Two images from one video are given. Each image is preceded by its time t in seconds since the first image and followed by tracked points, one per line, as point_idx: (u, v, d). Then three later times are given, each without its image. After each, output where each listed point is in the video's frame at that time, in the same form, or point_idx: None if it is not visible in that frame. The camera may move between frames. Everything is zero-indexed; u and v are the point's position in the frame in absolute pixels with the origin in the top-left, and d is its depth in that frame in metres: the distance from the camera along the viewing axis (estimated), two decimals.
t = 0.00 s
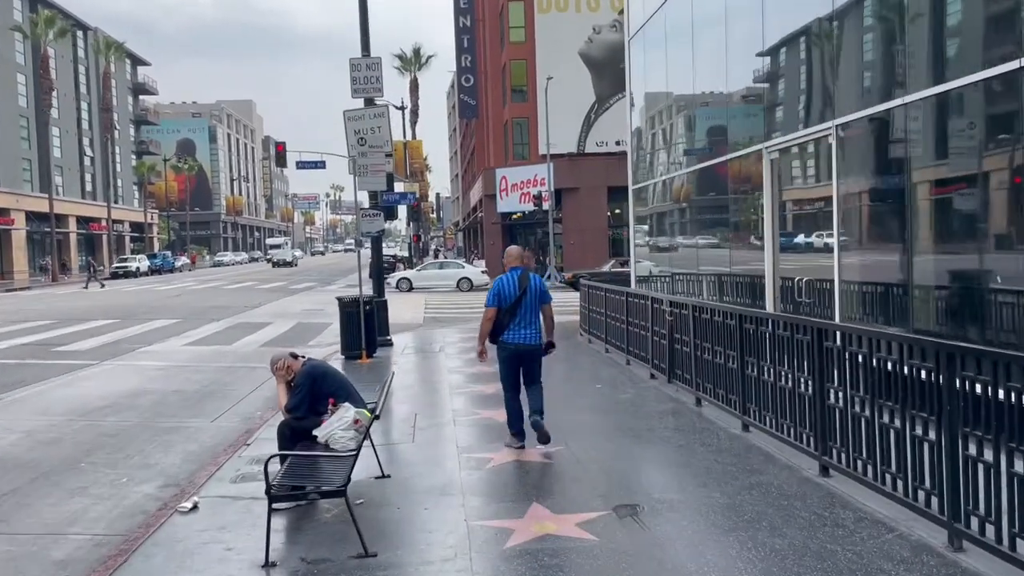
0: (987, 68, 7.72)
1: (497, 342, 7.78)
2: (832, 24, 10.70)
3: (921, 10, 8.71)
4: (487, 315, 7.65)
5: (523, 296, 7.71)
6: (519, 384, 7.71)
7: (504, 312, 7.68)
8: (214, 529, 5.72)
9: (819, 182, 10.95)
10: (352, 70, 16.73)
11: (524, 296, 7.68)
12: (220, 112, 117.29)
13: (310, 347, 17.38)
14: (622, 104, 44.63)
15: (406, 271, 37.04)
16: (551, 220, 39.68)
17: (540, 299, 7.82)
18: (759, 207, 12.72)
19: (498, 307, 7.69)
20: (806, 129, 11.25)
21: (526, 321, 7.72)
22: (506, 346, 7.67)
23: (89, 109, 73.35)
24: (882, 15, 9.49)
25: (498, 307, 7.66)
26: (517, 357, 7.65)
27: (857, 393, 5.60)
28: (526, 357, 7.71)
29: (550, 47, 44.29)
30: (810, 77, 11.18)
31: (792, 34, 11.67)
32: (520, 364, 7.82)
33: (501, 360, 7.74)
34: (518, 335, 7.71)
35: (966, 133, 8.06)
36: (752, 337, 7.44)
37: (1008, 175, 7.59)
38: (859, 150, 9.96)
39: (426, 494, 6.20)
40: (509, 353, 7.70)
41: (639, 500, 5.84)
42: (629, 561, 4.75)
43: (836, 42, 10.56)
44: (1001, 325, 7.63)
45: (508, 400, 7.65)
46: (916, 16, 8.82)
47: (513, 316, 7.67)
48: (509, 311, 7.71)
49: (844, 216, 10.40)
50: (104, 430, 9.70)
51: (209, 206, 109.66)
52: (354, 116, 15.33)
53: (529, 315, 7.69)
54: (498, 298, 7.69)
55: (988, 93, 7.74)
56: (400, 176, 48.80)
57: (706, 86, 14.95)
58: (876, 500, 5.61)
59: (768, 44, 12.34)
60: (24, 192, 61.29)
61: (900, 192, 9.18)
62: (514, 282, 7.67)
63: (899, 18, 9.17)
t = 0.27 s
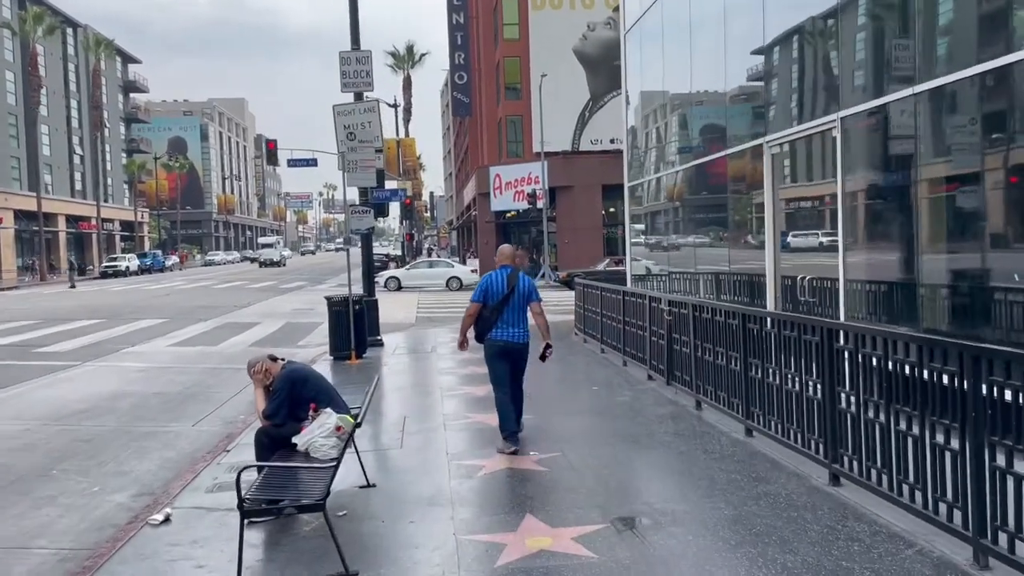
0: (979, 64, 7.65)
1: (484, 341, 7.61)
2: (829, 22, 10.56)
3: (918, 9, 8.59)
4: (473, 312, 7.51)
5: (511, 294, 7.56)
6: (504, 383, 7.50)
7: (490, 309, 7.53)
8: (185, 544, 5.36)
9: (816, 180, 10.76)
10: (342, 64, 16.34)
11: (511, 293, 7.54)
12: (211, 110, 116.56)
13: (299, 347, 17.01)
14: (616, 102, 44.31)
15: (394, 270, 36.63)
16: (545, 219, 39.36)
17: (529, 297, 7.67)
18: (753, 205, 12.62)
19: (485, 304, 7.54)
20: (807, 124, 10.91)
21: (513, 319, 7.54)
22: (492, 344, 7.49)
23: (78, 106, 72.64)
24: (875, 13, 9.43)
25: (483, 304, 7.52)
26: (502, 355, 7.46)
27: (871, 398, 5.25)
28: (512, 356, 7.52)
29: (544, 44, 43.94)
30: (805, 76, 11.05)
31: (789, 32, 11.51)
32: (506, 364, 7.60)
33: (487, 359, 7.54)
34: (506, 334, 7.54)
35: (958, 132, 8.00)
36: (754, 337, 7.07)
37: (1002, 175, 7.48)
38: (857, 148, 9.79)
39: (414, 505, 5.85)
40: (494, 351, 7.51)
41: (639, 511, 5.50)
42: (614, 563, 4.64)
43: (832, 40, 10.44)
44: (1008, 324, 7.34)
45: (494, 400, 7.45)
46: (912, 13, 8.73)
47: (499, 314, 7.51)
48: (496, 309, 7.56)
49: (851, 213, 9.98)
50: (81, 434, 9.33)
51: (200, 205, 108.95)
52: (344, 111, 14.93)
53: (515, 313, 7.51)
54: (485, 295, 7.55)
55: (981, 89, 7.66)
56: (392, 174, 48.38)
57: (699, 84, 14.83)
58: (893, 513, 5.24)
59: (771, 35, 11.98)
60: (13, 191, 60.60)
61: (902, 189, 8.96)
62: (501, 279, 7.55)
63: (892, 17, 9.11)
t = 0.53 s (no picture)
0: (973, 64, 7.53)
1: (476, 345, 7.66)
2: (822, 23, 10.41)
3: (917, 10, 8.38)
4: (465, 315, 7.61)
5: (503, 298, 7.63)
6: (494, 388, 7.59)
7: (483, 313, 7.61)
8: (155, 568, 5.02)
9: (814, 181, 10.53)
10: (332, 61, 16.00)
11: (504, 298, 7.61)
12: (204, 110, 115.91)
13: (288, 351, 16.65)
14: (611, 102, 44.02)
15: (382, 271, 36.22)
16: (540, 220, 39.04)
17: (521, 302, 7.73)
18: (749, 206, 12.42)
19: (477, 307, 7.62)
20: (807, 122, 10.59)
21: (505, 324, 7.61)
22: (483, 348, 7.54)
23: (69, 106, 72.08)
24: (868, 14, 9.31)
25: (476, 307, 7.60)
26: (494, 359, 7.53)
27: (889, 414, 4.91)
28: (502, 362, 7.59)
29: (538, 44, 43.58)
30: (798, 77, 10.91)
31: (782, 33, 11.40)
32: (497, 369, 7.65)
33: (479, 362, 7.60)
34: (497, 338, 7.60)
35: (951, 134, 7.87)
36: (760, 344, 6.73)
37: (998, 178, 7.38)
38: (854, 149, 9.58)
39: (401, 524, 5.52)
40: (486, 356, 7.56)
41: (638, 532, 5.17)
42: None
43: (826, 40, 10.26)
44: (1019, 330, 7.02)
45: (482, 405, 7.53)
46: (910, 14, 8.54)
47: (491, 318, 7.58)
48: (488, 313, 7.63)
49: (858, 215, 9.60)
50: (57, 444, 8.96)
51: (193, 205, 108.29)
52: (334, 109, 14.60)
53: (507, 318, 7.59)
54: (478, 298, 7.63)
55: (976, 90, 7.53)
56: (386, 174, 48.02)
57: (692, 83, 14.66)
58: (910, 536, 4.92)
59: (774, 32, 11.55)
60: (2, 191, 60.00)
61: (901, 191, 8.75)
62: (494, 283, 7.64)
63: (887, 18, 8.98)
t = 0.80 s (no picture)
0: (971, 62, 7.43)
1: (471, 341, 7.63)
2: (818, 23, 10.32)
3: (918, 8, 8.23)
4: (462, 313, 7.51)
5: (499, 294, 7.58)
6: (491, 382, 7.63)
7: (479, 310, 7.54)
8: None
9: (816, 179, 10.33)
10: (326, 56, 15.68)
11: (500, 294, 7.56)
12: (199, 109, 115.32)
13: (280, 352, 16.30)
14: (609, 101, 43.72)
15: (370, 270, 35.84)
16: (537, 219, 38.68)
17: (516, 297, 7.70)
18: (745, 206, 12.34)
19: (473, 304, 7.54)
20: (812, 118, 10.33)
21: (501, 320, 7.59)
22: (481, 346, 7.51)
23: (64, 105, 71.65)
24: (865, 14, 9.27)
25: (473, 305, 7.51)
26: (493, 356, 7.53)
27: (914, 421, 4.60)
28: (499, 357, 7.60)
29: (535, 43, 43.20)
30: (792, 79, 10.85)
31: (776, 34, 11.33)
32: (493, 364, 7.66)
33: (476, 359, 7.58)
34: (494, 334, 7.58)
35: (948, 134, 7.79)
36: (768, 344, 6.39)
37: (993, 177, 7.27)
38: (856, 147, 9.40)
39: (393, 536, 5.24)
40: (484, 352, 7.55)
41: (646, 545, 4.86)
42: None
43: (820, 41, 10.18)
44: None
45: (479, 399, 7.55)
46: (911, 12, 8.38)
47: (488, 315, 7.54)
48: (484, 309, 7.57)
49: (868, 212, 9.24)
50: (38, 448, 8.63)
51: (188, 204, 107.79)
52: (328, 105, 14.32)
53: (504, 314, 7.56)
54: (474, 295, 7.54)
55: (973, 90, 7.44)
56: (382, 173, 47.68)
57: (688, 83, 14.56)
58: (936, 549, 4.62)
59: (772, 31, 11.36)
60: None
61: (905, 188, 8.54)
62: (490, 280, 7.53)
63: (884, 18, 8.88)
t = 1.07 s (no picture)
0: (970, 65, 7.37)
1: (463, 348, 7.65)
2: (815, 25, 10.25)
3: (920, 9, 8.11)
4: (451, 320, 7.56)
5: (488, 301, 7.60)
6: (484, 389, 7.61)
7: (468, 317, 7.57)
8: None
9: (819, 179, 10.07)
10: (319, 54, 15.32)
11: (489, 300, 7.58)
12: (194, 110, 114.69)
13: (272, 356, 15.95)
14: (606, 102, 43.47)
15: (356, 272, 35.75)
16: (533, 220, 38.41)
17: (506, 303, 7.70)
18: (744, 208, 12.17)
19: (462, 312, 7.58)
20: (810, 120, 10.22)
21: (491, 326, 7.58)
22: (471, 352, 7.53)
23: (57, 105, 71.07)
24: (867, 16, 9.11)
25: (462, 312, 7.56)
26: (483, 363, 7.51)
27: (945, 440, 4.23)
28: (490, 364, 7.57)
29: (532, 42, 42.96)
30: (788, 80, 10.79)
31: (773, 34, 11.25)
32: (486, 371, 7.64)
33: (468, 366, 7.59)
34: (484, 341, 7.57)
35: (954, 135, 7.66)
36: (780, 355, 6.04)
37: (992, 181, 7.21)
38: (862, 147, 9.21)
39: (384, 558, 4.94)
40: (474, 359, 7.55)
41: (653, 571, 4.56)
42: None
43: (817, 41, 10.11)
44: None
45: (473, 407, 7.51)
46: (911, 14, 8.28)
47: (478, 321, 7.55)
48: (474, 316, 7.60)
49: (879, 213, 8.88)
50: (16, 460, 8.28)
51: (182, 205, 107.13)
52: (321, 103, 13.97)
53: (492, 320, 7.56)
54: (463, 302, 7.58)
55: (973, 91, 7.37)
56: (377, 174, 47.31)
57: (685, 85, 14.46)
58: None
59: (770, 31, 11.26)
60: None
61: (911, 191, 8.36)
62: (478, 287, 7.57)
63: (886, 18, 8.75)
